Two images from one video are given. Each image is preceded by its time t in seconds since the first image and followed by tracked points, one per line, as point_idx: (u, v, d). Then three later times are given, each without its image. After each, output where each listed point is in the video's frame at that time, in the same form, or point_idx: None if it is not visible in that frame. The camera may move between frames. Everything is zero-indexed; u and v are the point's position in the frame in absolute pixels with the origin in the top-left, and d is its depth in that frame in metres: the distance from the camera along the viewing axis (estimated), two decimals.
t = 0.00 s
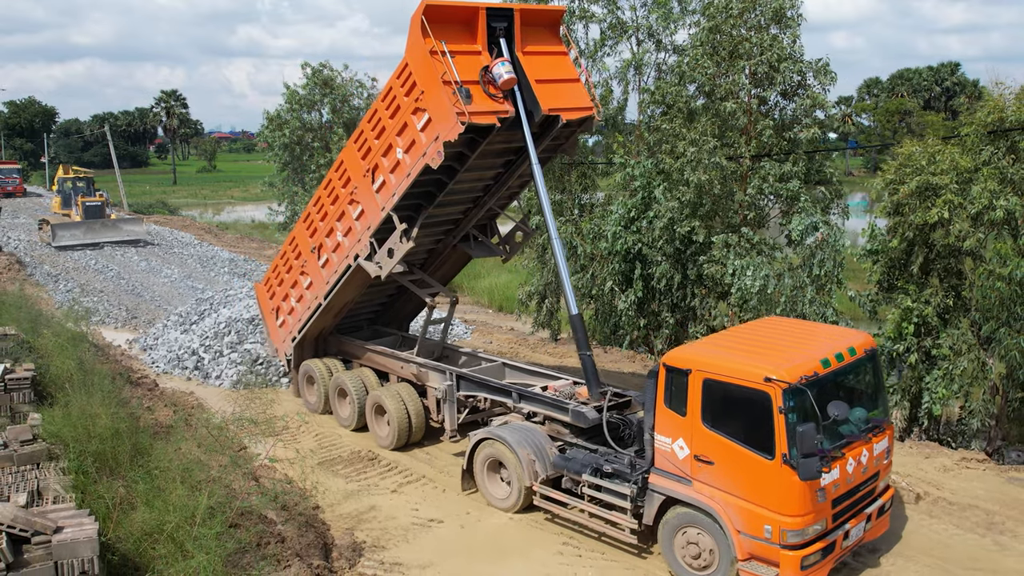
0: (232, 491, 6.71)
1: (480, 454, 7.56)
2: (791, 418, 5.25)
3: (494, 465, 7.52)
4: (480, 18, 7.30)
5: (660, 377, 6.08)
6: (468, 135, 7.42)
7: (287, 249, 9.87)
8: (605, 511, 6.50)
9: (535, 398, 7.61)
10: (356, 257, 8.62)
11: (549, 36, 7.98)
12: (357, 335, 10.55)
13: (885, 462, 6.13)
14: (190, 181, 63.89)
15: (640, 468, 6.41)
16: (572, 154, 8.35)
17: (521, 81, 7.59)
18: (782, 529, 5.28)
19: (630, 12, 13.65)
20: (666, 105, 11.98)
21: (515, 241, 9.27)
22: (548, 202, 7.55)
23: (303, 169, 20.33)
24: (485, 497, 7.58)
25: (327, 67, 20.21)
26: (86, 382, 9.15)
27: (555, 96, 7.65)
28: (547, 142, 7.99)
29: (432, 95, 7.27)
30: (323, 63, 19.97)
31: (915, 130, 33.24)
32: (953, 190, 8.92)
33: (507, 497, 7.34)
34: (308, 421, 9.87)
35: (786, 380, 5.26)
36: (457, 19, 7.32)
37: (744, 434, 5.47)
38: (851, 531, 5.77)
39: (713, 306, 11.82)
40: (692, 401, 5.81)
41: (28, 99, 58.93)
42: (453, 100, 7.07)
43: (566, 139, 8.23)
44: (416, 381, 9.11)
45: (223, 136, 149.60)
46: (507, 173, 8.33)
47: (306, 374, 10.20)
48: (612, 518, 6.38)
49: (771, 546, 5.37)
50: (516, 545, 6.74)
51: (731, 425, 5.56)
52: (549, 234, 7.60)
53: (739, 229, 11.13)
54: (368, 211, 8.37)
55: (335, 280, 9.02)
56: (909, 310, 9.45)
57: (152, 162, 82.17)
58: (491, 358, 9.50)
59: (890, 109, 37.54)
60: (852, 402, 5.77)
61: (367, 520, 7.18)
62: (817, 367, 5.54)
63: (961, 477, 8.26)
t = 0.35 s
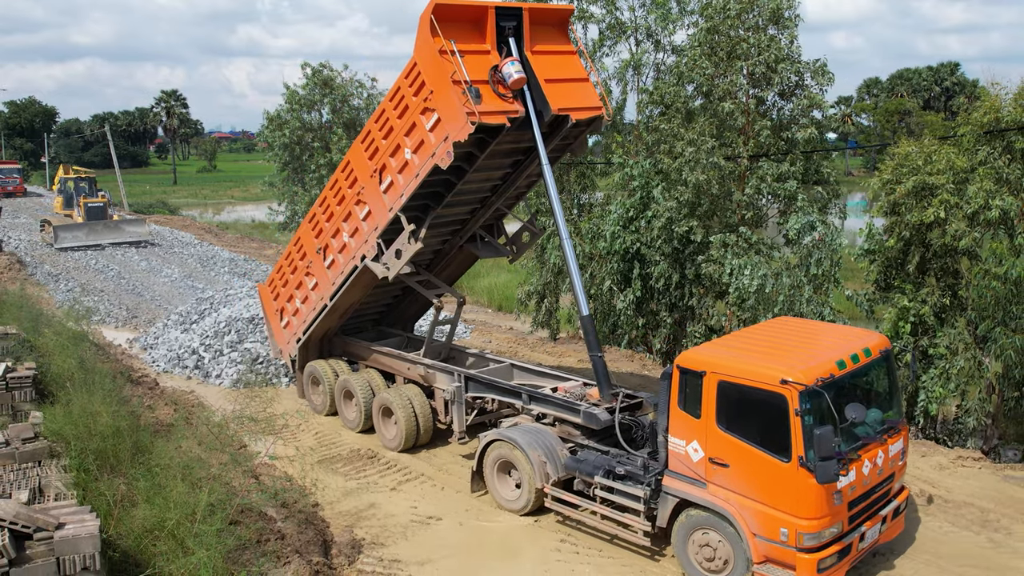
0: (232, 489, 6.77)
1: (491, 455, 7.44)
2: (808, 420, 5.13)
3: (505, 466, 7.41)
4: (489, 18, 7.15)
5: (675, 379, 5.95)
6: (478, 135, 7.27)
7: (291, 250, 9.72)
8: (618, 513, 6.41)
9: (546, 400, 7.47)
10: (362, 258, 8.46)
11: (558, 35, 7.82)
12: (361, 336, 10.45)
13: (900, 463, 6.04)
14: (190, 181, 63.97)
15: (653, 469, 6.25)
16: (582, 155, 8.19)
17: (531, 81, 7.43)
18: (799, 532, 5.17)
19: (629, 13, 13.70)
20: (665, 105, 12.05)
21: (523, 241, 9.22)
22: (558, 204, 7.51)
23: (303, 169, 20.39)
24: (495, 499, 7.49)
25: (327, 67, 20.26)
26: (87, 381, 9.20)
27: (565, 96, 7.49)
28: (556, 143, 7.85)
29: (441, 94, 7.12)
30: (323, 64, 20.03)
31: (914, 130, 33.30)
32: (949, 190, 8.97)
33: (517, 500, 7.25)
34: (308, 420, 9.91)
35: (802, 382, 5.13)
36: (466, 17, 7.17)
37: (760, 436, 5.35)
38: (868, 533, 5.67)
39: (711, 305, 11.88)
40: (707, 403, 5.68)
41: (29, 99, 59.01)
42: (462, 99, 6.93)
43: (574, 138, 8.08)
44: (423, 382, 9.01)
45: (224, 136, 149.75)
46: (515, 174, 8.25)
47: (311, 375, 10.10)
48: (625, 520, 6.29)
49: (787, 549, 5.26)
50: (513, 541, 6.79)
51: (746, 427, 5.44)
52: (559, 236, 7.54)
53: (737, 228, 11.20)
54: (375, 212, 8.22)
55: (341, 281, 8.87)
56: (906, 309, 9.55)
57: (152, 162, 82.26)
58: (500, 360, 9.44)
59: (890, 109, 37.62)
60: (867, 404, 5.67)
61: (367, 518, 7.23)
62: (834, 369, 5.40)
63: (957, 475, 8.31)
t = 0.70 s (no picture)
0: (233, 488, 6.81)
1: (499, 457, 7.37)
2: (823, 420, 5.06)
3: (513, 468, 7.33)
4: (497, 17, 7.10)
5: (687, 380, 5.86)
6: (487, 135, 7.26)
7: (296, 250, 9.69)
8: (629, 514, 6.34)
9: (555, 401, 7.38)
10: (369, 259, 8.43)
11: (566, 34, 7.75)
12: (365, 336, 10.41)
13: (913, 463, 5.97)
14: (190, 181, 64.02)
15: (665, 470, 6.19)
16: (589, 154, 8.14)
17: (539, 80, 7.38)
18: (814, 532, 5.11)
19: (628, 13, 13.72)
20: (664, 105, 12.08)
21: (529, 241, 9.14)
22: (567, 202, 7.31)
23: (303, 169, 20.43)
24: (503, 500, 7.41)
25: (327, 67, 20.29)
26: (88, 379, 9.24)
27: (573, 96, 7.44)
28: (564, 142, 7.81)
29: (450, 95, 7.11)
30: (323, 64, 20.06)
31: (912, 130, 33.34)
32: (947, 190, 9.01)
33: (527, 501, 7.16)
34: (308, 419, 9.94)
35: (817, 381, 5.07)
36: (474, 16, 7.12)
37: (774, 436, 5.27)
38: (882, 534, 5.60)
39: (710, 305, 11.93)
40: (721, 403, 5.59)
41: (29, 99, 59.09)
42: (471, 99, 6.91)
43: (582, 138, 8.02)
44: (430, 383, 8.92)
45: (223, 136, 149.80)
46: (523, 173, 8.20)
47: (315, 376, 10.02)
48: (637, 522, 6.22)
49: (802, 549, 5.19)
50: (513, 540, 6.82)
51: (760, 427, 5.36)
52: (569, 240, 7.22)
53: (736, 228, 11.25)
54: (381, 212, 8.18)
55: (346, 282, 8.84)
56: (904, 309, 9.61)
57: (151, 162, 82.31)
58: (507, 360, 9.36)
59: (889, 109, 37.66)
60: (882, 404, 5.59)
61: (367, 516, 7.26)
62: (848, 368, 5.33)
63: (955, 474, 8.35)
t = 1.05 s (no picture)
0: (239, 487, 6.84)
1: (510, 461, 7.33)
2: (841, 421, 5.03)
3: (525, 471, 7.29)
4: (508, 16, 7.14)
5: (702, 381, 5.82)
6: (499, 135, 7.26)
7: (303, 251, 9.69)
8: (644, 517, 6.31)
9: (567, 403, 7.31)
10: (378, 260, 8.44)
11: (577, 33, 7.70)
12: (373, 338, 10.39)
13: (930, 464, 5.93)
14: (194, 181, 64.16)
15: (680, 473, 6.15)
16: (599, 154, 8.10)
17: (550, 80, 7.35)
18: (832, 534, 5.09)
19: (632, 13, 13.74)
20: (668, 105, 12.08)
21: (538, 242, 9.14)
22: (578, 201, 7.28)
23: (307, 169, 20.46)
24: (515, 503, 7.36)
25: (331, 67, 20.33)
26: (93, 379, 9.28)
27: (584, 96, 7.40)
28: (575, 142, 7.78)
29: (462, 94, 7.11)
30: (327, 64, 20.10)
31: (917, 130, 33.28)
32: (951, 190, 9.01)
33: (540, 504, 7.11)
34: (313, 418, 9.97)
35: (834, 383, 5.04)
36: (485, 15, 7.14)
37: (791, 438, 5.24)
38: (900, 536, 5.57)
39: (715, 305, 11.97)
40: (736, 405, 5.55)
41: (34, 99, 59.27)
42: (483, 99, 6.92)
43: (593, 138, 7.99)
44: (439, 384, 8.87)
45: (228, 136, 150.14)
46: (534, 173, 8.20)
47: (324, 377, 10.01)
48: (652, 525, 6.19)
49: (820, 552, 5.16)
50: (517, 539, 6.84)
51: (777, 429, 5.32)
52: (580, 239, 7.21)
53: (740, 229, 11.27)
54: (391, 213, 8.20)
55: (355, 282, 8.85)
56: (908, 309, 9.58)
57: (156, 162, 82.64)
58: (516, 361, 9.28)
59: (893, 109, 37.63)
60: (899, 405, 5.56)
61: (371, 515, 7.28)
62: (865, 368, 5.31)
63: (959, 474, 8.35)
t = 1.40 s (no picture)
0: (251, 486, 6.87)
1: (531, 464, 7.27)
2: (873, 425, 4.99)
3: (546, 474, 7.22)
4: (530, 15, 7.13)
5: (729, 385, 5.78)
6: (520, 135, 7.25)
7: (320, 251, 9.72)
8: (669, 522, 6.22)
9: (588, 406, 7.29)
10: (397, 260, 8.46)
11: (597, 32, 7.74)
12: (390, 338, 10.39)
13: (960, 468, 5.85)
14: (205, 181, 64.51)
15: (706, 476, 6.07)
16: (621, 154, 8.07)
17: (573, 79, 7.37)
18: (864, 540, 5.02)
19: (643, 13, 13.72)
20: (679, 105, 12.05)
21: (557, 242, 9.13)
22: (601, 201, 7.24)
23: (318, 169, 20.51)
24: (537, 507, 7.27)
25: (342, 67, 20.40)
26: (106, 377, 9.35)
27: (606, 95, 7.42)
28: (597, 142, 7.76)
29: (484, 94, 7.10)
30: (339, 64, 20.15)
31: (929, 130, 33.07)
32: (964, 190, 8.95)
33: (562, 507, 7.03)
34: (325, 416, 10.01)
35: (866, 386, 4.99)
36: (508, 15, 7.14)
37: (822, 441, 5.20)
38: (931, 541, 5.49)
39: (727, 305, 11.95)
40: (765, 409, 5.51)
41: (48, 99, 59.73)
42: (506, 98, 6.92)
43: (615, 138, 7.97)
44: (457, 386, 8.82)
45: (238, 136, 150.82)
46: (555, 174, 8.17)
47: (340, 377, 9.99)
48: (678, 529, 6.09)
49: (852, 558, 5.09)
50: (529, 539, 6.83)
51: (808, 433, 5.28)
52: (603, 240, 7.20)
53: (752, 229, 11.22)
54: (410, 213, 8.22)
55: (373, 283, 8.86)
56: (920, 309, 9.52)
57: (167, 161, 83.11)
58: (535, 361, 9.21)
59: (905, 109, 37.39)
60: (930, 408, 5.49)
61: (383, 514, 7.30)
62: (895, 372, 5.27)
63: (972, 475, 8.30)
